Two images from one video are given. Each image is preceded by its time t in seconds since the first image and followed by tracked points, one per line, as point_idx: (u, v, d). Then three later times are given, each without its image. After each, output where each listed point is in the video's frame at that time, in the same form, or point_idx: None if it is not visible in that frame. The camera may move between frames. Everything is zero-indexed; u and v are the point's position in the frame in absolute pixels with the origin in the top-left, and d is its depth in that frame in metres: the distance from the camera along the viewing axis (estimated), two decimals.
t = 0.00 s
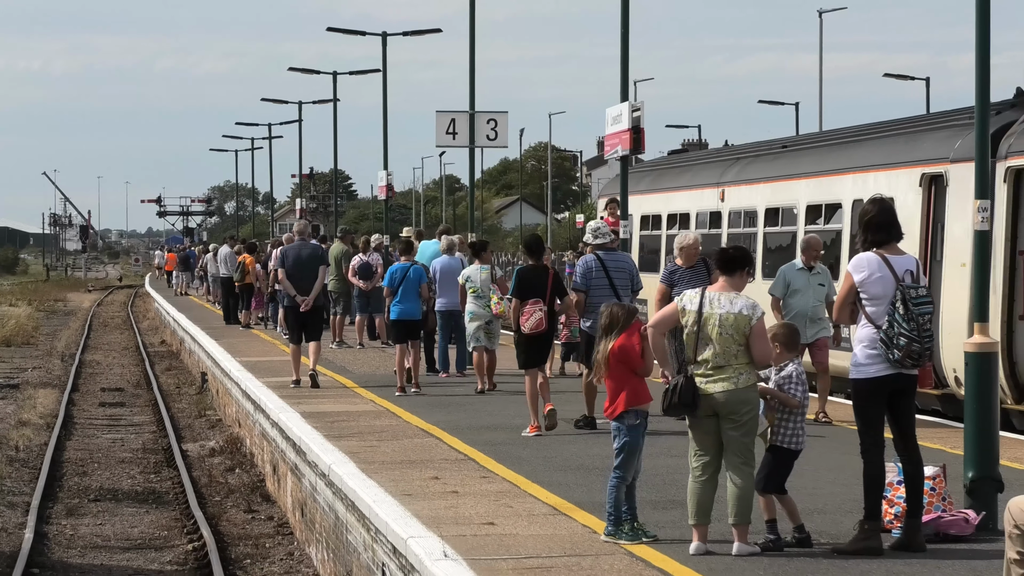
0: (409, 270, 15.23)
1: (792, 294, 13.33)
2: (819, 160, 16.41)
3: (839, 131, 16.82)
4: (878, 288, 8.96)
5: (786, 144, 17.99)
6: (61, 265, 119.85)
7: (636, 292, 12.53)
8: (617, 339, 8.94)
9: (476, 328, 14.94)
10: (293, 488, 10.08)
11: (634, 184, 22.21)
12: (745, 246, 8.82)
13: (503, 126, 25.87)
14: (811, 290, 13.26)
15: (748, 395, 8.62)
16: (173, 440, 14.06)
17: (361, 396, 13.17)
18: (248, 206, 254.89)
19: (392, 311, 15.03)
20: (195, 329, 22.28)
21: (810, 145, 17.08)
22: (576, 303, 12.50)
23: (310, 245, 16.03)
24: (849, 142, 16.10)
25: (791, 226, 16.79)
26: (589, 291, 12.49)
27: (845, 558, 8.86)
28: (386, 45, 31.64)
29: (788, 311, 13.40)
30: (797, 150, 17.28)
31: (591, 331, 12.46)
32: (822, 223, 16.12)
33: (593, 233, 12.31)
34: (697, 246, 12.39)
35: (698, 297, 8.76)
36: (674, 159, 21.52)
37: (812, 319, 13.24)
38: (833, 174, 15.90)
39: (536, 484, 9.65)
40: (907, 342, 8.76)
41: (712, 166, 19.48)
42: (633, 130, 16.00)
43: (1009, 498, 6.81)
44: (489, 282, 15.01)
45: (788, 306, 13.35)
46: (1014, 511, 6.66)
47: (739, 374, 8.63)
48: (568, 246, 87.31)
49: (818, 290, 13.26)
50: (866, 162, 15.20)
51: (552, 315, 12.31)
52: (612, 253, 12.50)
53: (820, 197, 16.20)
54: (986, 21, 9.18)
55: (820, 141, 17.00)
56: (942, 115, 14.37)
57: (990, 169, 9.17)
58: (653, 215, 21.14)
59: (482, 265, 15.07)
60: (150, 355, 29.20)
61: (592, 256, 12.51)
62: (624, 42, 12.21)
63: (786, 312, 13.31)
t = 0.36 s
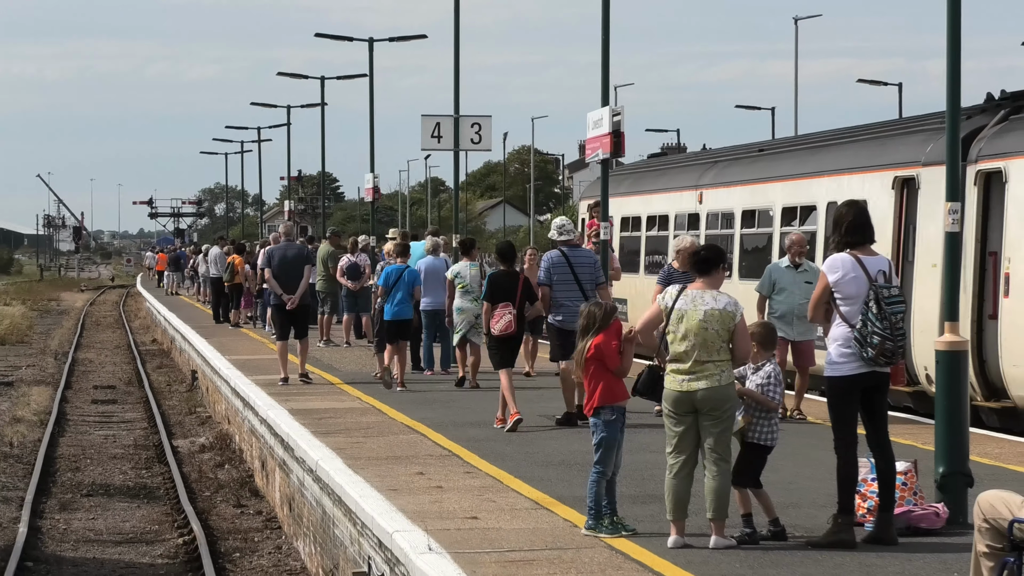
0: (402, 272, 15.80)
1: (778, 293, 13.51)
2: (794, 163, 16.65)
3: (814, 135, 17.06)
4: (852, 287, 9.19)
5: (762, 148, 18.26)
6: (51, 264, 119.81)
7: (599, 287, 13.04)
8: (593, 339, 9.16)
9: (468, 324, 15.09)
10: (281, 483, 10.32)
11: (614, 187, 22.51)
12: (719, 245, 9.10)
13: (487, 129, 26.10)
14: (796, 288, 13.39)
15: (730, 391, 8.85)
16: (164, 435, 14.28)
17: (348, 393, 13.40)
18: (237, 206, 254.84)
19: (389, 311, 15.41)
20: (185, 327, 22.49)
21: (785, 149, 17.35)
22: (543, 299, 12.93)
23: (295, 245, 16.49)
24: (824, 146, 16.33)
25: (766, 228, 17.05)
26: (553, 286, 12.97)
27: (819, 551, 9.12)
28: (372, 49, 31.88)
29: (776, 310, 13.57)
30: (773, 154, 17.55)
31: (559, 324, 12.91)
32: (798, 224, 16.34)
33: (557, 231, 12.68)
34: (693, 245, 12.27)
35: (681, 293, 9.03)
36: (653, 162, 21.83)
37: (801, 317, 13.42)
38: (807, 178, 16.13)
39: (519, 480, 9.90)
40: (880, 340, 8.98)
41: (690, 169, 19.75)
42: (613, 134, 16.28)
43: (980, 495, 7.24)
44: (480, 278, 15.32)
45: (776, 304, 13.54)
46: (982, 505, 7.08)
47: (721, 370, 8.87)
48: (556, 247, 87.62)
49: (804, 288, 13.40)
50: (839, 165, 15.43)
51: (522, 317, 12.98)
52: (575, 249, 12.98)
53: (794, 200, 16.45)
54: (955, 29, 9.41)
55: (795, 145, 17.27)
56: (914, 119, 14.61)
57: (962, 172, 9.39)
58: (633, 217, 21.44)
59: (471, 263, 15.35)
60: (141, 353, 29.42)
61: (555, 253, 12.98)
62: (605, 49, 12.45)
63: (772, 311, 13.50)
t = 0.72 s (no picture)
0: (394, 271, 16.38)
1: (756, 295, 13.77)
2: (768, 166, 16.88)
3: (789, 139, 17.29)
4: (823, 287, 9.42)
5: (737, 151, 18.52)
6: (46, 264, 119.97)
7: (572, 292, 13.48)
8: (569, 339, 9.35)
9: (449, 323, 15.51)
10: (268, 479, 10.57)
11: (593, 190, 22.82)
12: (699, 245, 9.24)
13: (470, 133, 26.35)
14: (773, 289, 13.67)
15: (706, 389, 9.08)
16: (154, 432, 14.52)
17: (335, 390, 13.65)
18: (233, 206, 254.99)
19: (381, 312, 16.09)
20: (174, 326, 22.74)
21: (759, 152, 17.60)
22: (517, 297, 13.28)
23: (287, 249, 16.83)
24: (796, 149, 16.54)
25: (741, 229, 17.28)
26: (527, 286, 13.32)
27: (793, 544, 9.37)
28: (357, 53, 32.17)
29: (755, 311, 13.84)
30: (748, 157, 17.80)
31: (531, 324, 13.15)
32: (771, 226, 16.55)
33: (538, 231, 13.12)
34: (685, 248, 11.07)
35: (660, 293, 9.22)
36: (631, 165, 22.15)
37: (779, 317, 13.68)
38: (782, 180, 16.35)
39: (500, 475, 10.15)
40: (852, 337, 9.20)
41: (667, 172, 20.03)
42: (592, 138, 16.56)
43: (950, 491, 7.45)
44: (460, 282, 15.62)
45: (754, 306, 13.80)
46: (953, 499, 7.30)
47: (698, 369, 9.10)
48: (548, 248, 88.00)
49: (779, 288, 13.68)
50: (811, 168, 15.65)
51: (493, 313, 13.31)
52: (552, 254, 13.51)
53: (768, 202, 16.66)
54: (927, 36, 9.65)
55: (768, 148, 17.52)
56: (883, 124, 14.83)
57: (932, 176, 9.63)
58: (611, 219, 21.76)
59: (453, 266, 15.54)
60: (131, 351, 29.67)
61: (534, 254, 13.44)
62: (586, 54, 12.70)
63: (751, 312, 13.76)
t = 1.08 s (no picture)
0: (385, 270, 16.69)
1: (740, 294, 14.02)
2: (743, 168, 17.11)
3: (763, 142, 17.54)
4: (797, 287, 9.65)
5: (713, 154, 18.79)
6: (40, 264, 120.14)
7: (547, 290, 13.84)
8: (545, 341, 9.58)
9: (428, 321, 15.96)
10: (256, 474, 10.82)
11: (573, 192, 23.14)
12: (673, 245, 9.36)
13: (453, 136, 26.63)
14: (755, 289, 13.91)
15: (685, 386, 9.29)
16: (145, 428, 14.75)
17: (323, 388, 13.89)
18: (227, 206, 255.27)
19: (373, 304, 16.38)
20: (165, 325, 22.97)
21: (734, 155, 17.87)
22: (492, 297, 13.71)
23: (282, 248, 17.03)
24: (769, 152, 16.78)
25: (717, 230, 17.53)
26: (502, 285, 13.72)
27: (769, 537, 9.62)
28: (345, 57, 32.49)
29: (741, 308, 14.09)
30: (723, 159, 18.06)
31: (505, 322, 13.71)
32: (746, 227, 16.76)
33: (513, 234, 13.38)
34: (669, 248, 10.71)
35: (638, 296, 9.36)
36: (610, 168, 22.47)
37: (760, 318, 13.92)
38: (757, 183, 16.57)
39: (483, 470, 10.41)
40: (824, 336, 9.45)
41: (645, 174, 20.31)
42: (572, 141, 16.82)
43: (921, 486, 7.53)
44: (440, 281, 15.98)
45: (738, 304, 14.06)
46: (925, 493, 7.40)
47: (677, 367, 9.30)
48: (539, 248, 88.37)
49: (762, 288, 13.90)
50: (785, 170, 15.88)
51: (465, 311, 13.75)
52: (527, 252, 13.77)
53: (744, 203, 16.88)
54: (898, 43, 9.89)
55: (742, 151, 17.79)
56: (856, 128, 15.06)
57: (903, 178, 9.88)
58: (590, 220, 22.12)
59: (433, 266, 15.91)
60: (122, 349, 29.93)
61: (509, 254, 13.71)
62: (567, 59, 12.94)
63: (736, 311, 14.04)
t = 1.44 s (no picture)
0: (378, 270, 16.95)
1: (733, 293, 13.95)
2: (721, 171, 17.35)
3: (741, 145, 17.79)
4: (773, 286, 9.93)
5: (692, 156, 19.05)
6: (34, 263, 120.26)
7: (519, 285, 14.26)
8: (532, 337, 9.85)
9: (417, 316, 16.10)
10: (247, 469, 11.08)
11: (557, 194, 23.46)
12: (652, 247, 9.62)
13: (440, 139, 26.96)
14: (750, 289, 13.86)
15: (665, 383, 9.52)
16: (138, 424, 14.99)
17: (313, 384, 14.16)
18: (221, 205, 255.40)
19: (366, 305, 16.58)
20: (157, 323, 23.25)
21: (713, 157, 18.14)
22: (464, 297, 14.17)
23: (268, 246, 17.42)
24: (747, 155, 17.03)
25: (696, 231, 17.80)
26: (475, 285, 14.16)
27: (746, 530, 9.88)
28: (334, 60, 32.85)
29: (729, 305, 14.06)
30: (702, 162, 18.33)
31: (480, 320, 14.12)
32: (725, 228, 16.98)
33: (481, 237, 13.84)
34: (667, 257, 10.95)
35: (618, 297, 9.61)
36: (593, 170, 22.80)
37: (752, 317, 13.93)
38: (735, 185, 16.80)
39: (468, 465, 10.68)
40: (800, 335, 9.68)
41: (627, 176, 20.59)
42: (555, 144, 17.08)
43: (896, 479, 7.73)
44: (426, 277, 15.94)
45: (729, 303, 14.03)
46: (897, 487, 7.62)
47: (658, 365, 9.53)
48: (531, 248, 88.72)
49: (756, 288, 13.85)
50: (762, 173, 16.12)
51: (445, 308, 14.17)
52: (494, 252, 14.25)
53: (723, 205, 17.12)
54: (873, 49, 10.12)
55: (721, 154, 18.05)
56: (831, 131, 15.29)
57: (878, 180, 10.13)
58: (573, 222, 22.44)
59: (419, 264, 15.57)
60: (115, 346, 30.22)
61: (478, 255, 14.17)
62: (550, 64, 13.18)
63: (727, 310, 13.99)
